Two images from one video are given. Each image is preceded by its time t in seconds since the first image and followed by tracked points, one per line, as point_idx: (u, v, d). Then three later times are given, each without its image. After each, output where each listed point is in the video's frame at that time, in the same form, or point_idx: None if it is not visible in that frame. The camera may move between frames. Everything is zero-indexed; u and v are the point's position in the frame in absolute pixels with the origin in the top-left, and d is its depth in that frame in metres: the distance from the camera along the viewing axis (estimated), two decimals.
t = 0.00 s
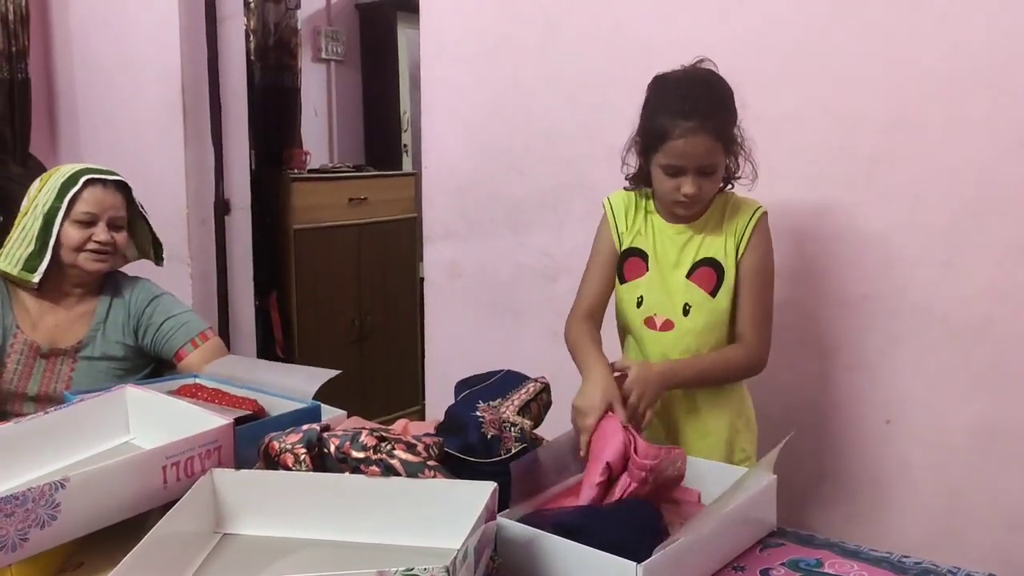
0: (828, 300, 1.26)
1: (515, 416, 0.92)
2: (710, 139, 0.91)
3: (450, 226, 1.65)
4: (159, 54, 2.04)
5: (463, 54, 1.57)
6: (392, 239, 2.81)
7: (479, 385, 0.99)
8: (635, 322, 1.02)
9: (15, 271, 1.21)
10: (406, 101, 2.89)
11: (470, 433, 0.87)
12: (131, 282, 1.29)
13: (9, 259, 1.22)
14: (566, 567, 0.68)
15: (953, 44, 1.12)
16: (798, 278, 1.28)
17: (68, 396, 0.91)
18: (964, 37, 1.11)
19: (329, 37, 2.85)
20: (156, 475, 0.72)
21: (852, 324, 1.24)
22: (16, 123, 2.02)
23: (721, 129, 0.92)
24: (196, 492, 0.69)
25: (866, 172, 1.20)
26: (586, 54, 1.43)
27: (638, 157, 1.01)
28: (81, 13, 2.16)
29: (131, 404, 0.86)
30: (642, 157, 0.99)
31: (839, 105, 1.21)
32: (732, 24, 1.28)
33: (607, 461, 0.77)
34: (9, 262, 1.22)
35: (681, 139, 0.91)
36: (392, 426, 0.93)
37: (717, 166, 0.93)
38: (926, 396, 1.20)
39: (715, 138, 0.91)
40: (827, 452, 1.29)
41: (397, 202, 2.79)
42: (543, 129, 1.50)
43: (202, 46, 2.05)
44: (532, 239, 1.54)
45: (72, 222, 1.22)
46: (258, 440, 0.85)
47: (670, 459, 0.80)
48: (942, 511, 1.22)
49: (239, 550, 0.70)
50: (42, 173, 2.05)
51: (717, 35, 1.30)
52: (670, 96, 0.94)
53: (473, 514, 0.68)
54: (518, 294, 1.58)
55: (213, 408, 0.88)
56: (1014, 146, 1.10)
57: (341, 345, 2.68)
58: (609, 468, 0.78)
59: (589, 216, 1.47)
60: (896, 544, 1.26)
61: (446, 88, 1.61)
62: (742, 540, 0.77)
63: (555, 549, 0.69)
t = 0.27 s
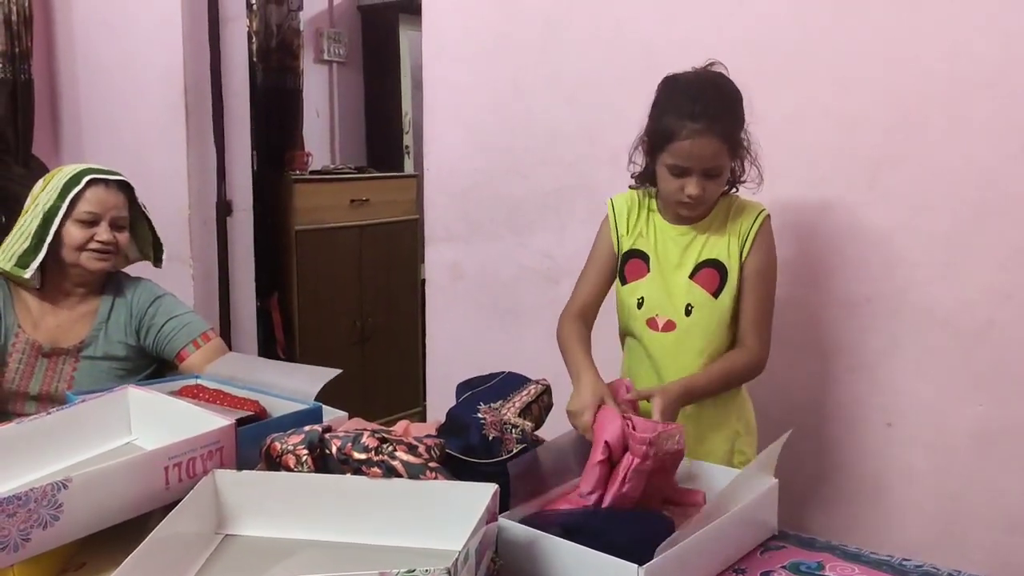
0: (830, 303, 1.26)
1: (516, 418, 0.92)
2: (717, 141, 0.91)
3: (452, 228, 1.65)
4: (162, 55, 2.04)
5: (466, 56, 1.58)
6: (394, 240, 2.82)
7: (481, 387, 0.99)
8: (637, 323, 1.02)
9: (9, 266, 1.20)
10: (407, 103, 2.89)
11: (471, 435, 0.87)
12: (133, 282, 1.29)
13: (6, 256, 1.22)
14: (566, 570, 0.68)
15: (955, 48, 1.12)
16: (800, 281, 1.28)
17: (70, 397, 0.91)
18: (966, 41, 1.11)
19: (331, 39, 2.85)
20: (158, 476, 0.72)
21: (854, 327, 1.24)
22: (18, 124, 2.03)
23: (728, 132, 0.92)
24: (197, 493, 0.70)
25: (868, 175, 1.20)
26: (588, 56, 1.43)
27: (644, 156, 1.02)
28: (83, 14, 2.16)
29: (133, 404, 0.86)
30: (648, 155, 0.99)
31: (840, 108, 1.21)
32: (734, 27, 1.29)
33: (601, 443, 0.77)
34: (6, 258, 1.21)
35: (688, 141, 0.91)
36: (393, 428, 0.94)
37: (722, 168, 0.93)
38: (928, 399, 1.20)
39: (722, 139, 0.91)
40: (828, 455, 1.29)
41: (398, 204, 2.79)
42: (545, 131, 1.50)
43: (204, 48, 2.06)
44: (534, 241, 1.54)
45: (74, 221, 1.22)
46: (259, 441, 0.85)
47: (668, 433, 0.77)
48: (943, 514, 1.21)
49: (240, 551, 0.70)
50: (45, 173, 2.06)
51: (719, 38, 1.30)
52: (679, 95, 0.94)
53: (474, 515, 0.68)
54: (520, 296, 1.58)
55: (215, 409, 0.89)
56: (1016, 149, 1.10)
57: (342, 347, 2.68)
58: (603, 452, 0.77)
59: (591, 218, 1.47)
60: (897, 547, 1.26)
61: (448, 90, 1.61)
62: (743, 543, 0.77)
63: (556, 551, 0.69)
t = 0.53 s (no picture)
0: (832, 305, 1.26)
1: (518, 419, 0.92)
2: (725, 143, 0.91)
3: (454, 229, 1.65)
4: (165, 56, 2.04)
5: (467, 58, 1.58)
6: (395, 242, 2.82)
7: (483, 388, 1.00)
8: (640, 326, 1.03)
9: (21, 270, 1.21)
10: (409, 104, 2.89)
11: (473, 436, 0.88)
12: (135, 283, 1.29)
13: (14, 259, 1.22)
14: (568, 572, 0.68)
15: (958, 51, 1.12)
16: (801, 283, 1.28)
17: (73, 397, 0.91)
18: (969, 44, 1.12)
19: (333, 40, 2.85)
20: (160, 476, 0.72)
21: (855, 330, 1.25)
22: (21, 124, 2.03)
23: (737, 134, 0.92)
24: (201, 493, 0.70)
25: (871, 178, 1.21)
26: (590, 58, 1.43)
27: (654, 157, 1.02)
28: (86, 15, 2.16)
29: (135, 405, 0.86)
30: (657, 155, 0.99)
31: (843, 111, 1.22)
32: (736, 29, 1.29)
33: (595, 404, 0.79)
34: (15, 262, 1.22)
35: (696, 141, 0.91)
36: (394, 429, 0.94)
37: (730, 170, 0.93)
38: (930, 402, 1.20)
39: (731, 140, 0.91)
40: (829, 457, 1.29)
41: (399, 205, 2.79)
42: (547, 133, 1.50)
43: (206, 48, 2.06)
44: (537, 242, 1.54)
45: (78, 222, 1.22)
46: (261, 441, 0.85)
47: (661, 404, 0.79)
48: (945, 517, 1.22)
49: (242, 551, 0.70)
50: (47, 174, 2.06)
51: (721, 40, 1.30)
52: (689, 95, 0.94)
53: (476, 516, 0.69)
54: (521, 298, 1.58)
55: (217, 409, 0.89)
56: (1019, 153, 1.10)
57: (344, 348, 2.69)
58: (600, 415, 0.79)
59: (593, 220, 1.47)
60: (898, 549, 1.26)
61: (450, 91, 1.61)
62: (745, 545, 0.77)
63: (557, 552, 0.69)
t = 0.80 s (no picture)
0: (832, 307, 1.26)
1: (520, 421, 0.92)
2: (725, 141, 0.91)
3: (454, 231, 1.65)
4: (164, 57, 2.04)
5: (468, 60, 1.58)
6: (394, 243, 2.82)
7: (484, 390, 1.00)
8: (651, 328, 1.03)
9: (18, 271, 1.21)
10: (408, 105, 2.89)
11: (474, 437, 0.88)
12: (135, 284, 1.29)
13: (10, 260, 1.22)
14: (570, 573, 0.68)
15: (958, 53, 1.13)
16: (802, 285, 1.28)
17: (73, 399, 0.91)
18: (969, 47, 1.12)
19: (333, 41, 2.85)
20: (161, 478, 0.72)
21: (856, 332, 1.25)
22: (20, 125, 2.03)
23: (739, 133, 0.92)
24: (201, 495, 0.70)
25: (871, 180, 1.21)
26: (590, 60, 1.43)
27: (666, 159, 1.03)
28: (86, 16, 2.16)
29: (136, 406, 0.86)
30: (667, 156, 1.00)
31: (843, 113, 1.22)
32: (737, 31, 1.29)
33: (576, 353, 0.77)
34: (12, 263, 1.22)
35: (695, 138, 0.92)
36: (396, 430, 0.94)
37: (732, 170, 0.93)
38: (930, 404, 1.20)
39: (731, 140, 0.91)
40: (829, 459, 1.29)
41: (399, 206, 2.80)
42: (548, 135, 1.50)
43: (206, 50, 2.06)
44: (537, 244, 1.54)
45: (79, 223, 1.22)
46: (262, 443, 0.85)
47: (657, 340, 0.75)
48: (945, 519, 1.22)
49: (243, 552, 0.70)
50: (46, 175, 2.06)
51: (721, 43, 1.30)
52: (692, 97, 0.95)
53: (477, 518, 0.69)
54: (521, 300, 1.58)
55: (218, 411, 0.89)
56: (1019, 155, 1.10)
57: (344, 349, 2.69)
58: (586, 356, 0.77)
59: (594, 222, 1.47)
60: (897, 551, 1.26)
61: (450, 93, 1.61)
62: (745, 547, 0.77)
63: (559, 554, 0.69)
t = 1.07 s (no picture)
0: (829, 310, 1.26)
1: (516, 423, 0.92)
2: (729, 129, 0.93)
3: (451, 233, 1.65)
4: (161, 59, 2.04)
5: (464, 63, 1.58)
6: (390, 246, 2.82)
7: (481, 392, 1.00)
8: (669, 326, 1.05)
9: (14, 273, 1.21)
10: (405, 107, 2.89)
11: (470, 440, 0.89)
12: (132, 287, 1.29)
13: (8, 262, 1.22)
14: None
15: (954, 55, 1.13)
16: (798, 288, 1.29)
17: (67, 402, 0.91)
18: (965, 49, 1.12)
19: (329, 43, 2.85)
20: (156, 481, 0.72)
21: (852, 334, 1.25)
22: (16, 127, 2.03)
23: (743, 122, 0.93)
24: (196, 498, 0.69)
25: (867, 183, 1.21)
26: (587, 62, 1.43)
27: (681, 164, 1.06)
28: (82, 18, 2.16)
29: (131, 409, 0.86)
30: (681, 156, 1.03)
31: (839, 116, 1.22)
32: (733, 34, 1.29)
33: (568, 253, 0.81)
34: (10, 265, 1.22)
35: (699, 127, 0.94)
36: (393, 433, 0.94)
37: (738, 160, 0.94)
38: (927, 406, 1.20)
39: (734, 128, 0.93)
40: (825, 461, 1.29)
41: (396, 208, 2.79)
42: (546, 138, 1.50)
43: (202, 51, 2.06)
44: (534, 246, 1.54)
45: (78, 228, 1.22)
46: (258, 445, 0.85)
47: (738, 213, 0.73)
48: (941, 521, 1.22)
49: (239, 556, 0.70)
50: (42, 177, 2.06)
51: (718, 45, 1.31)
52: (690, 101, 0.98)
53: (474, 520, 0.68)
54: (518, 302, 1.58)
55: (215, 414, 0.89)
56: (1015, 157, 1.11)
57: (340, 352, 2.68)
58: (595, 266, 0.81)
59: (590, 224, 1.47)
60: (894, 554, 1.26)
61: (447, 95, 1.61)
62: (743, 550, 0.77)
63: (555, 557, 0.69)
